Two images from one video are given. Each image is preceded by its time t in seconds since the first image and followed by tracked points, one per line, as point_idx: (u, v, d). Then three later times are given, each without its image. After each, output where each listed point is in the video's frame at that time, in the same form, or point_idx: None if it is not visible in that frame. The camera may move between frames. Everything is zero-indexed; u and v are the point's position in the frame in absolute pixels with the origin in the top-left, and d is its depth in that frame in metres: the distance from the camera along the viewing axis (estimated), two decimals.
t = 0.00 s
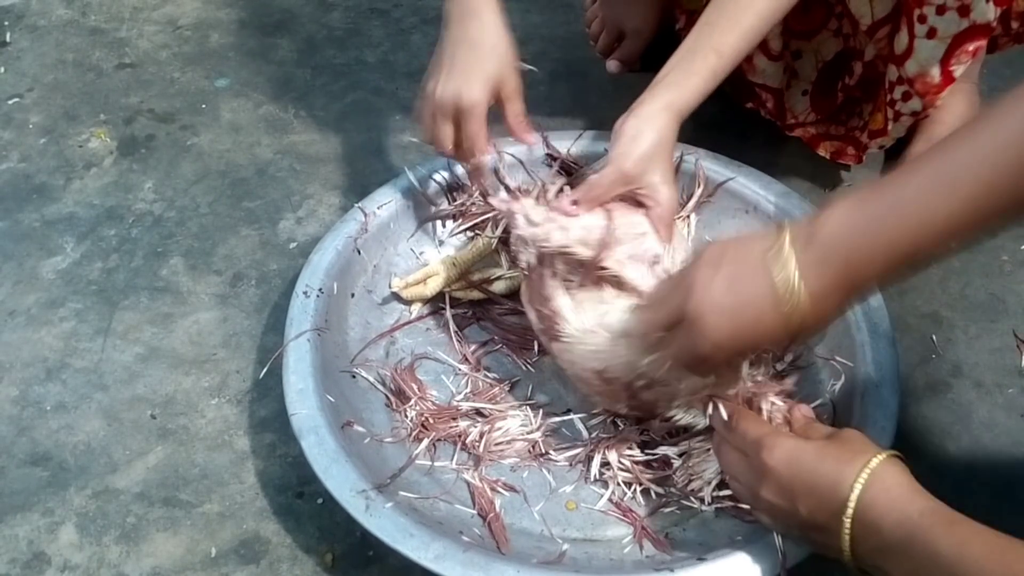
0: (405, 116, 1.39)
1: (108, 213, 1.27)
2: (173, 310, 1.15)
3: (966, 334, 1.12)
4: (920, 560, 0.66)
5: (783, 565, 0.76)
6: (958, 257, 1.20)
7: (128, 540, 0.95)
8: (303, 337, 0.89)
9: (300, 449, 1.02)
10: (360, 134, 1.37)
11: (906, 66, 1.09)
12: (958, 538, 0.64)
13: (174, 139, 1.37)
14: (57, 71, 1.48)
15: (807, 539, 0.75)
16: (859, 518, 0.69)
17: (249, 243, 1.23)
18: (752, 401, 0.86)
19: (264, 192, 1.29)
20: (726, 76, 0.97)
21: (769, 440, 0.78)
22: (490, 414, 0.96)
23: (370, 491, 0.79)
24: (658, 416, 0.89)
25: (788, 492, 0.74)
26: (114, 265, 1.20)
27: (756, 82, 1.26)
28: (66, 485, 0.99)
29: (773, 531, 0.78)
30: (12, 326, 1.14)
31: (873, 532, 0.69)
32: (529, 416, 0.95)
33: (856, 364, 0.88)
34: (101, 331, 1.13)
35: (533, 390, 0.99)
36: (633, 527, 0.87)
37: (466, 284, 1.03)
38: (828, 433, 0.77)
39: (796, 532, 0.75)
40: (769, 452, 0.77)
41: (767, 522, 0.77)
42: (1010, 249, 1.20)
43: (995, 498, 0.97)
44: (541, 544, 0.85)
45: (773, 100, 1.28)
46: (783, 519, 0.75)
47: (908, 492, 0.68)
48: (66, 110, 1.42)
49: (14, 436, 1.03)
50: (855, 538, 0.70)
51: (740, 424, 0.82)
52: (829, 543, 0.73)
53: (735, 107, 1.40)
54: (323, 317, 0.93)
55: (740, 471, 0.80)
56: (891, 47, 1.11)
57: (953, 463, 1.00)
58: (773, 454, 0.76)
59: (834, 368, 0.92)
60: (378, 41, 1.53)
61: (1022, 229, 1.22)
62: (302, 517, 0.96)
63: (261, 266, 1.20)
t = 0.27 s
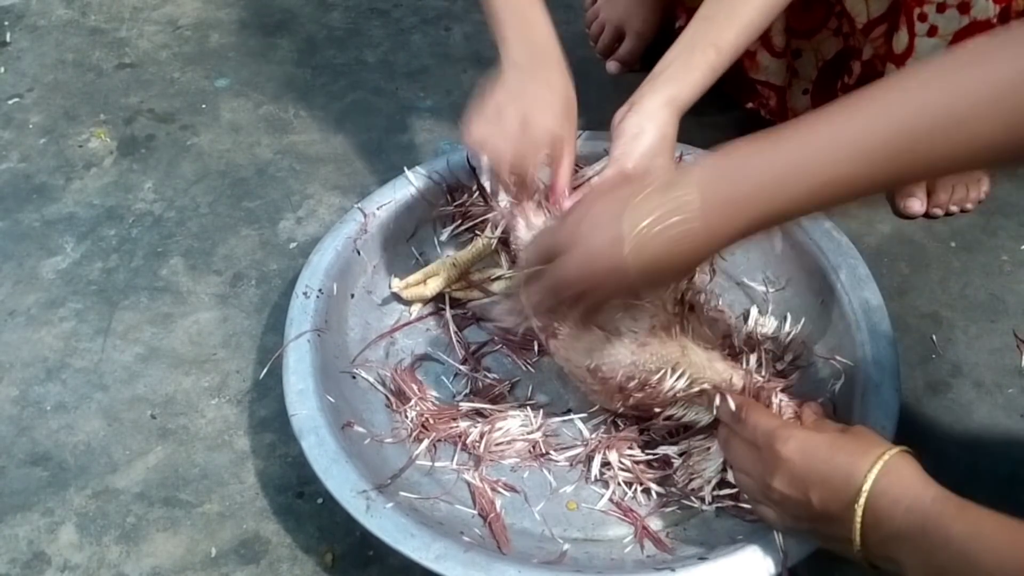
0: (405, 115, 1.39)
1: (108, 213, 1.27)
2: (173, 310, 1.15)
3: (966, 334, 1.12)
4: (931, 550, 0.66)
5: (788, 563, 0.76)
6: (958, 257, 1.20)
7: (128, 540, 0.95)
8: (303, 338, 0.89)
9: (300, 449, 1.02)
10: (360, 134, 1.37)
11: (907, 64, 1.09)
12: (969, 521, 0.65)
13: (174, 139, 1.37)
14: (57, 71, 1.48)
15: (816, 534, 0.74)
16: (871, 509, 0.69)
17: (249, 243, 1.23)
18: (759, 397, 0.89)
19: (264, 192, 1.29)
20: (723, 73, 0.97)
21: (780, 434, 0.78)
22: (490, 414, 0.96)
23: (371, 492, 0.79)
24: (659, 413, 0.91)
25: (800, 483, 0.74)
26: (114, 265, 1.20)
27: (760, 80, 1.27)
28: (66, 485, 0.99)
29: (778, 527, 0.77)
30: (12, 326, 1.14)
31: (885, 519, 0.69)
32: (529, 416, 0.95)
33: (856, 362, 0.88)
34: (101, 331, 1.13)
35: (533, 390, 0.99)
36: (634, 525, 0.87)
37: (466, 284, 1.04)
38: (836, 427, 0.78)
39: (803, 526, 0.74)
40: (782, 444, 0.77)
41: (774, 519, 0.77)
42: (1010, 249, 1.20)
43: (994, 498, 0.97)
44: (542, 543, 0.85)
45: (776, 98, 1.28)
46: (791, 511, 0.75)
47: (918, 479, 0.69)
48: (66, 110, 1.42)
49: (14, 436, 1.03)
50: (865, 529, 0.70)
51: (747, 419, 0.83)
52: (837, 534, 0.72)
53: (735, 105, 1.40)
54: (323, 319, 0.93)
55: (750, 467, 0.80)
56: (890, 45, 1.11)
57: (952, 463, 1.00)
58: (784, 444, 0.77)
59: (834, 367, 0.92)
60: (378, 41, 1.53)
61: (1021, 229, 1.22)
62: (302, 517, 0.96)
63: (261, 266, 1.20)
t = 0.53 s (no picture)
0: (405, 115, 1.39)
1: (108, 213, 1.27)
2: (173, 310, 1.15)
3: (965, 334, 1.12)
4: (932, 542, 0.65)
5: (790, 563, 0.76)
6: (958, 257, 1.20)
7: (128, 540, 0.95)
8: (303, 339, 0.90)
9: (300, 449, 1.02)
10: (360, 134, 1.37)
11: (914, 61, 1.09)
12: (969, 512, 0.65)
13: (174, 139, 1.37)
14: (57, 71, 1.48)
15: (816, 533, 0.74)
16: (871, 503, 0.69)
17: (250, 243, 1.23)
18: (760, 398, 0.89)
19: (264, 192, 1.29)
20: (723, 66, 0.98)
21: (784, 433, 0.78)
22: (491, 415, 0.96)
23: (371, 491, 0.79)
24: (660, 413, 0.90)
25: (800, 480, 0.74)
26: (114, 265, 1.20)
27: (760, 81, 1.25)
28: (66, 485, 0.99)
29: (779, 529, 0.77)
30: (12, 326, 1.14)
31: (885, 512, 0.68)
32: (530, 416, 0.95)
33: (855, 360, 0.88)
34: (101, 331, 1.13)
35: (533, 391, 0.99)
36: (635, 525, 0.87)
37: (466, 284, 1.04)
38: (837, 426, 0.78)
39: (804, 525, 0.74)
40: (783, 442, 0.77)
41: (775, 519, 0.77)
42: (1009, 249, 1.20)
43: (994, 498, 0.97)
44: (542, 543, 0.85)
45: (776, 100, 1.27)
46: (793, 509, 0.75)
47: (917, 472, 0.69)
48: (66, 110, 1.42)
49: (14, 436, 1.03)
50: (865, 526, 0.70)
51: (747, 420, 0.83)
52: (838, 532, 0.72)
53: (734, 105, 1.40)
54: (323, 319, 0.93)
55: (751, 467, 0.80)
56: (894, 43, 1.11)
57: (953, 463, 1.00)
58: (786, 443, 0.77)
59: (834, 367, 0.92)
60: (378, 41, 1.53)
61: (1021, 229, 1.22)
62: (302, 517, 0.96)
63: (261, 265, 1.20)
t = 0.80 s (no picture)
0: (405, 115, 1.39)
1: (108, 213, 1.27)
2: (173, 310, 1.15)
3: (965, 334, 1.12)
4: (937, 551, 0.65)
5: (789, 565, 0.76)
6: (958, 257, 1.20)
7: (128, 540, 0.95)
8: (302, 341, 0.90)
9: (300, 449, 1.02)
10: (360, 134, 1.37)
11: (924, 57, 1.08)
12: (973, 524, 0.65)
13: (175, 139, 1.37)
14: (57, 71, 1.48)
15: (818, 538, 0.74)
16: (876, 511, 0.69)
17: (250, 243, 1.23)
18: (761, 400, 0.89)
19: (264, 192, 1.29)
20: (723, 74, 0.96)
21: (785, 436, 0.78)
22: (491, 415, 0.96)
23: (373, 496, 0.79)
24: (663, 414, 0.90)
25: (806, 486, 0.73)
26: (114, 265, 1.20)
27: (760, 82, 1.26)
28: (66, 485, 0.99)
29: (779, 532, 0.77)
30: (12, 326, 1.14)
31: (890, 522, 0.68)
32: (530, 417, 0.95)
33: (855, 362, 0.88)
34: (101, 331, 1.13)
35: (534, 391, 0.99)
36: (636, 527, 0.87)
37: (466, 285, 1.04)
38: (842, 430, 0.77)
39: (806, 530, 0.74)
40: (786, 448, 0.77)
41: (777, 522, 0.77)
42: (1010, 249, 1.20)
43: (994, 498, 0.97)
44: (544, 546, 0.85)
45: (775, 100, 1.28)
46: (795, 514, 0.75)
47: (921, 482, 0.69)
48: (66, 110, 1.42)
49: (14, 436, 1.03)
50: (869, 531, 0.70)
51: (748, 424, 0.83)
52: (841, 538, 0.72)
53: (734, 105, 1.39)
54: (322, 320, 0.93)
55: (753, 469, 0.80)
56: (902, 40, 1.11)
57: (952, 462, 1.00)
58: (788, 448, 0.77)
59: (834, 368, 0.92)
60: (378, 40, 1.53)
61: (1022, 229, 1.22)
62: (302, 517, 0.96)
63: (261, 265, 1.20)
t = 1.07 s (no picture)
0: (405, 115, 1.39)
1: (108, 212, 1.27)
2: (173, 310, 1.15)
3: (965, 334, 1.12)
4: (942, 550, 0.65)
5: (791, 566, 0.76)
6: (958, 257, 1.20)
7: (128, 540, 0.95)
8: (302, 342, 0.90)
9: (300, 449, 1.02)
10: (360, 134, 1.37)
11: (918, 59, 1.09)
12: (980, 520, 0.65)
13: (175, 139, 1.37)
14: (57, 71, 1.48)
15: (822, 534, 0.74)
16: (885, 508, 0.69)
17: (250, 243, 1.23)
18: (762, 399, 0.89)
19: (264, 192, 1.29)
20: (718, 72, 0.97)
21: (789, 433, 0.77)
22: (491, 416, 0.96)
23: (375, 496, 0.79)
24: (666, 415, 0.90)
25: (812, 482, 0.72)
26: (115, 265, 1.20)
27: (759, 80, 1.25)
28: (66, 485, 0.99)
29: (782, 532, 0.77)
30: (12, 326, 1.14)
31: (898, 518, 0.68)
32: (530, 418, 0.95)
33: (855, 360, 0.88)
34: (101, 331, 1.13)
35: (534, 392, 0.99)
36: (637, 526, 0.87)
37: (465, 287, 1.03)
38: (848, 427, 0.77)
39: (812, 526, 0.74)
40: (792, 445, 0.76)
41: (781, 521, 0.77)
42: (1010, 249, 1.20)
43: (994, 498, 0.97)
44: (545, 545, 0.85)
45: (775, 99, 1.27)
46: (800, 509, 0.74)
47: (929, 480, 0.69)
48: (66, 110, 1.42)
49: (14, 436, 1.03)
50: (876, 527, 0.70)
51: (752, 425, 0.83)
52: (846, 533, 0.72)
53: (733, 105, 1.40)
54: (321, 321, 0.93)
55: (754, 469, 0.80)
56: (896, 41, 1.11)
57: (953, 462, 1.00)
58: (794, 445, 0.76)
59: (834, 366, 0.92)
60: (378, 41, 1.53)
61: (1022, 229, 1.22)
62: (302, 517, 0.96)
63: (261, 266, 1.20)
